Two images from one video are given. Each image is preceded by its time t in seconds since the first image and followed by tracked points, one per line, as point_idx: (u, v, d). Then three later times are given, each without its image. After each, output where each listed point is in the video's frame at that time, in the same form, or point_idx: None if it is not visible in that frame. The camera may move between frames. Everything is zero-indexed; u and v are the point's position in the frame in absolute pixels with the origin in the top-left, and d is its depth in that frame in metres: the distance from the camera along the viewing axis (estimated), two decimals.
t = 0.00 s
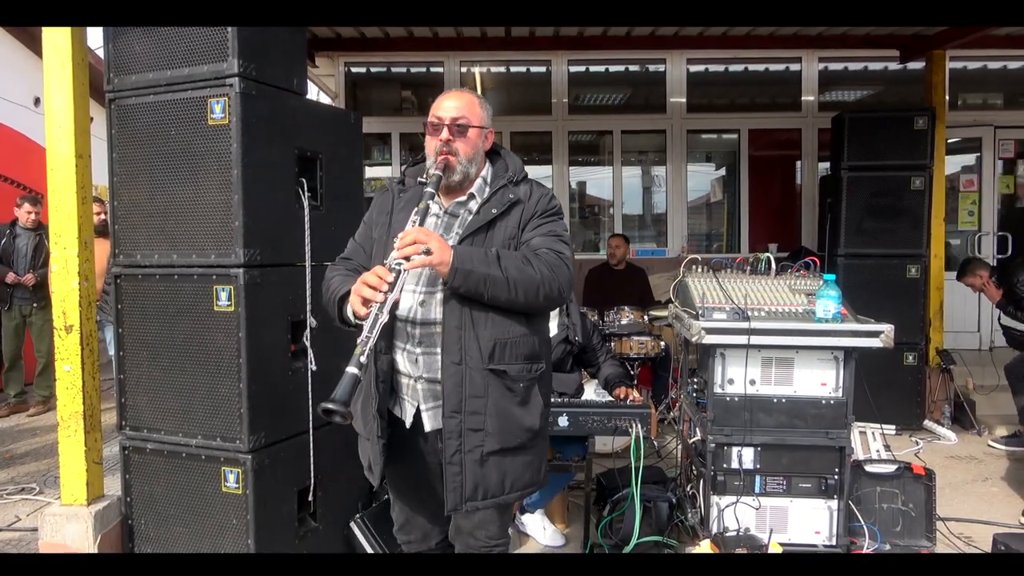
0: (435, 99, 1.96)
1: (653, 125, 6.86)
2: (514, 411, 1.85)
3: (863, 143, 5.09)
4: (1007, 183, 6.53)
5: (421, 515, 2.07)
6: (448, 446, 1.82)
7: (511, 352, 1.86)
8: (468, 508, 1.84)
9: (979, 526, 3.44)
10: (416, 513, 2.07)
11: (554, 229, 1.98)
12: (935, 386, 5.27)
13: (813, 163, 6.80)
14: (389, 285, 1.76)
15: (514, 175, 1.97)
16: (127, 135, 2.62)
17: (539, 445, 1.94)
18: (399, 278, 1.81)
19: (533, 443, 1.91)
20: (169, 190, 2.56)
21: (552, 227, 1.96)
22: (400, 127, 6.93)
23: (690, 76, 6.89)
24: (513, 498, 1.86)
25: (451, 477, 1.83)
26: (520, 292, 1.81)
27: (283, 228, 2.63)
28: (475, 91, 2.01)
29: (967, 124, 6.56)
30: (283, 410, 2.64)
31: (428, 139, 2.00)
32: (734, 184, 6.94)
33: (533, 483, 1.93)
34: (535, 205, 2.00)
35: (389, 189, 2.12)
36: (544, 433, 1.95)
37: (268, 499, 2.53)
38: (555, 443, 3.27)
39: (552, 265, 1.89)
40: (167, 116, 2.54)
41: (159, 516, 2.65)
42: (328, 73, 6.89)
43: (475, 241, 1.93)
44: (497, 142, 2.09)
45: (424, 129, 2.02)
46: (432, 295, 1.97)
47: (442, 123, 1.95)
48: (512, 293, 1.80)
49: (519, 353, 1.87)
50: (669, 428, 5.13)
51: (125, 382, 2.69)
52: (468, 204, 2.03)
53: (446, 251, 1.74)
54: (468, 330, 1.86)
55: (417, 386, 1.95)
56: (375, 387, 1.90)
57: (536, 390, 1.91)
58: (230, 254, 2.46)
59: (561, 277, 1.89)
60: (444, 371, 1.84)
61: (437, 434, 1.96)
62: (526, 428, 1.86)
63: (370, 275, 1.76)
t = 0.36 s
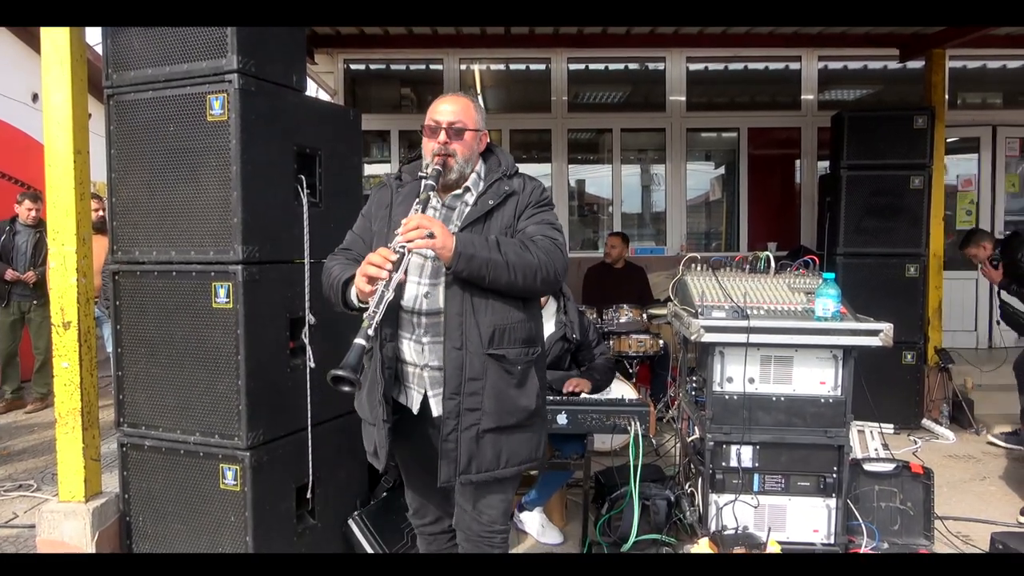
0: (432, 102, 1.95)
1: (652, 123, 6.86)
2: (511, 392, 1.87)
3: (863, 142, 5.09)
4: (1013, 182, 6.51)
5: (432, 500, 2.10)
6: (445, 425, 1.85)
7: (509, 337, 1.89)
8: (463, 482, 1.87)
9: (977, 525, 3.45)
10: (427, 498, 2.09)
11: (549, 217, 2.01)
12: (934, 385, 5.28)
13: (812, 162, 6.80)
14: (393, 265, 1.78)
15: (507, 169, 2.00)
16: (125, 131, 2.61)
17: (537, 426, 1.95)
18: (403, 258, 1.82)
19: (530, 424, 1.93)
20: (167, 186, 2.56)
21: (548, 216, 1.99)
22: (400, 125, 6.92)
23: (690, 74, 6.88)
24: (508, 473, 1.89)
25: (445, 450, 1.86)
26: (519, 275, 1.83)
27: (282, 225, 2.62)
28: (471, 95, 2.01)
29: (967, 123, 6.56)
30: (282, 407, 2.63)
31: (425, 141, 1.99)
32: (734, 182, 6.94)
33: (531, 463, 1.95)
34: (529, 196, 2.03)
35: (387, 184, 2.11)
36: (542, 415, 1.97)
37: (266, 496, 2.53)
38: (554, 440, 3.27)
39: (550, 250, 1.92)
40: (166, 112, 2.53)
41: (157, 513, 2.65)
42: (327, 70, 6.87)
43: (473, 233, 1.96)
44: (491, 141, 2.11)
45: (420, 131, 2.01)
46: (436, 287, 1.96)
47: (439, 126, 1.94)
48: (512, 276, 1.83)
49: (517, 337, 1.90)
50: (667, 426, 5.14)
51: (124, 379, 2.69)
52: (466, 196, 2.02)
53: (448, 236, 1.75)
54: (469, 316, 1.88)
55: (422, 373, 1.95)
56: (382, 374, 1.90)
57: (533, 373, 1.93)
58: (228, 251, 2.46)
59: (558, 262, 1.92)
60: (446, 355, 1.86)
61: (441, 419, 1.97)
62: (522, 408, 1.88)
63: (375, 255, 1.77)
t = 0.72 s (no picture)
0: (429, 103, 1.95)
1: (650, 121, 6.87)
2: (523, 381, 1.91)
3: (861, 140, 5.10)
4: (1014, 179, 6.52)
5: (439, 496, 2.07)
6: (463, 418, 1.86)
7: (516, 329, 1.93)
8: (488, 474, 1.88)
9: (975, 522, 3.46)
10: (436, 493, 2.07)
11: (548, 208, 2.05)
12: (932, 382, 5.29)
13: (811, 159, 6.80)
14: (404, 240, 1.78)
15: (506, 166, 2.03)
16: (123, 129, 2.61)
17: (548, 413, 1.99)
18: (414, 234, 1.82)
19: (542, 412, 1.97)
20: (165, 184, 2.55)
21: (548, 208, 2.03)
22: (398, 124, 6.91)
23: (688, 72, 6.88)
24: (529, 463, 1.91)
25: (468, 444, 1.86)
26: (527, 260, 1.87)
27: (279, 223, 2.62)
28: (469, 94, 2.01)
29: (964, 121, 6.57)
30: (280, 406, 2.63)
31: (424, 141, 1.99)
32: (732, 180, 6.95)
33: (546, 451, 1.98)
34: (528, 189, 2.06)
35: (390, 182, 2.12)
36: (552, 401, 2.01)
37: (265, 494, 2.53)
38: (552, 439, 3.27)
39: (553, 237, 1.97)
40: (163, 110, 2.53)
41: (156, 511, 2.65)
42: (325, 68, 6.87)
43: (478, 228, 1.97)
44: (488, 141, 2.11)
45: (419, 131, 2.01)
46: (446, 280, 1.97)
47: (438, 127, 1.94)
48: (522, 259, 1.86)
49: (524, 328, 1.94)
50: (666, 424, 5.14)
51: (122, 377, 2.69)
52: (468, 192, 2.02)
53: (457, 217, 1.76)
54: (478, 309, 1.91)
55: (434, 367, 1.94)
56: (393, 366, 1.90)
57: (540, 362, 1.98)
58: (227, 249, 2.46)
59: (562, 250, 1.97)
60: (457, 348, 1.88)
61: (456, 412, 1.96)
62: (534, 397, 1.92)
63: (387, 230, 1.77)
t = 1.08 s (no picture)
0: (444, 103, 1.91)
1: (648, 119, 6.86)
2: (547, 388, 1.88)
3: (859, 138, 5.10)
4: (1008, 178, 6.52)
5: (451, 499, 2.04)
6: (484, 425, 1.82)
7: (542, 334, 1.90)
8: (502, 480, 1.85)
9: (973, 519, 3.46)
10: (449, 496, 2.04)
11: (572, 210, 2.03)
12: (930, 379, 5.31)
13: (809, 158, 6.80)
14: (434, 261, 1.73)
15: (527, 164, 2.01)
16: (120, 127, 2.60)
17: (569, 420, 1.97)
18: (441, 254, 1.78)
19: (564, 418, 1.94)
20: (163, 183, 2.55)
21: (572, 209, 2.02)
22: (396, 122, 6.89)
23: (687, 70, 6.88)
24: (548, 469, 1.89)
25: (485, 453, 1.82)
26: (554, 268, 1.85)
27: (277, 222, 2.61)
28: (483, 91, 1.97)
29: (962, 119, 6.56)
30: (278, 405, 2.63)
31: (439, 142, 1.95)
32: (730, 179, 6.95)
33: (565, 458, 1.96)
34: (551, 190, 2.03)
35: (406, 183, 2.07)
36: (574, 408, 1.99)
37: (264, 493, 2.53)
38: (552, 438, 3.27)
39: (579, 241, 1.95)
40: (161, 108, 2.52)
41: (154, 510, 2.65)
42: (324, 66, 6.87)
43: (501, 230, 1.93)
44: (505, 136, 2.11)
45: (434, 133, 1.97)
46: (469, 285, 1.93)
47: (455, 128, 1.90)
48: (550, 268, 1.84)
49: (550, 334, 1.92)
50: (664, 422, 5.14)
51: (120, 376, 2.68)
52: (489, 193, 2.00)
53: (483, 230, 1.74)
54: (503, 315, 1.87)
55: (458, 372, 1.92)
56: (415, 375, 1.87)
57: (564, 367, 1.94)
58: (225, 247, 2.45)
59: (588, 255, 1.95)
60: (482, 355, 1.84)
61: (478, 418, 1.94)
62: (557, 403, 1.89)
63: (415, 252, 1.72)
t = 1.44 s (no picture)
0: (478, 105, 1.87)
1: (647, 118, 6.85)
2: (585, 405, 1.87)
3: (857, 137, 5.11)
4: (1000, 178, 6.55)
5: (460, 508, 1.97)
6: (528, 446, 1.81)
7: (577, 348, 1.87)
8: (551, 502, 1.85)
9: (970, 518, 3.47)
10: (458, 502, 1.97)
11: (612, 218, 1.98)
12: (928, 379, 5.32)
13: (807, 157, 6.80)
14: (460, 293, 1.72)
15: (568, 166, 1.97)
16: (119, 125, 2.59)
17: (606, 434, 1.97)
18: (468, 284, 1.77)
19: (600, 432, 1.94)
20: (161, 181, 2.54)
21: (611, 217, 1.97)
22: (394, 120, 6.87)
23: (685, 69, 6.88)
24: (588, 486, 1.89)
25: (531, 475, 1.82)
26: (589, 288, 1.81)
27: (275, 220, 2.61)
28: (519, 87, 1.92)
29: (960, 119, 6.55)
30: (276, 403, 2.62)
31: (475, 145, 1.93)
32: (729, 177, 6.95)
33: (601, 471, 1.96)
34: (592, 195, 1.99)
35: (438, 181, 2.05)
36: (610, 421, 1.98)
37: (262, 491, 2.52)
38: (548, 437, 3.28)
39: (617, 255, 1.90)
40: (160, 106, 2.52)
41: (152, 508, 2.65)
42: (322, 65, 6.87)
43: (536, 239, 1.92)
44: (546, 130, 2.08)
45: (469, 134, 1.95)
46: (499, 295, 1.92)
47: (490, 130, 1.87)
48: (584, 289, 1.80)
49: (585, 348, 1.89)
50: (663, 421, 5.15)
51: (118, 374, 2.68)
52: (525, 196, 2.00)
53: (514, 255, 1.72)
54: (538, 330, 1.84)
55: (485, 383, 1.88)
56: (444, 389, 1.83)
57: (601, 381, 1.94)
58: (222, 245, 2.44)
59: (626, 269, 1.91)
60: (517, 373, 1.82)
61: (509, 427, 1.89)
62: (596, 419, 1.89)
63: (441, 284, 1.72)
